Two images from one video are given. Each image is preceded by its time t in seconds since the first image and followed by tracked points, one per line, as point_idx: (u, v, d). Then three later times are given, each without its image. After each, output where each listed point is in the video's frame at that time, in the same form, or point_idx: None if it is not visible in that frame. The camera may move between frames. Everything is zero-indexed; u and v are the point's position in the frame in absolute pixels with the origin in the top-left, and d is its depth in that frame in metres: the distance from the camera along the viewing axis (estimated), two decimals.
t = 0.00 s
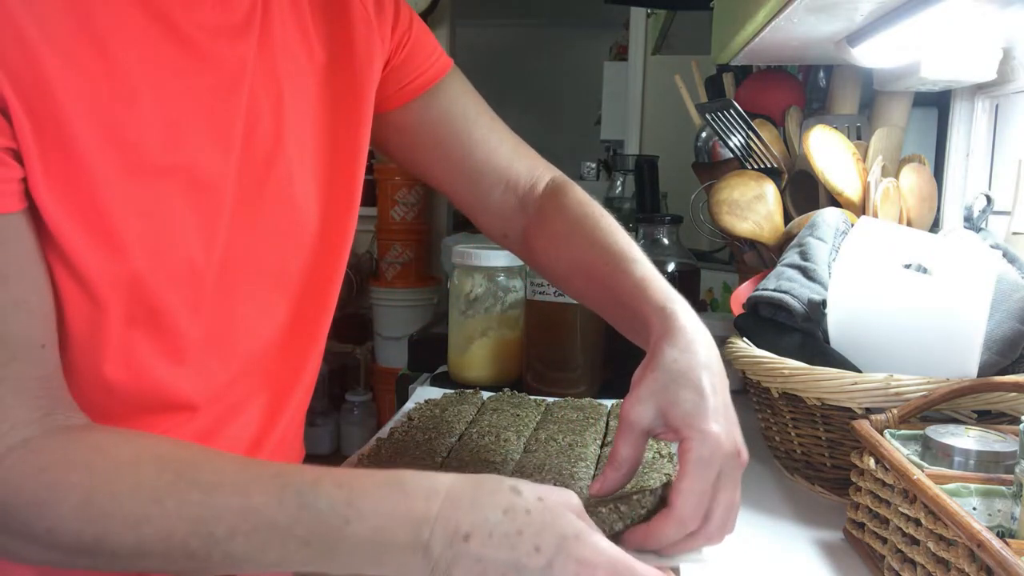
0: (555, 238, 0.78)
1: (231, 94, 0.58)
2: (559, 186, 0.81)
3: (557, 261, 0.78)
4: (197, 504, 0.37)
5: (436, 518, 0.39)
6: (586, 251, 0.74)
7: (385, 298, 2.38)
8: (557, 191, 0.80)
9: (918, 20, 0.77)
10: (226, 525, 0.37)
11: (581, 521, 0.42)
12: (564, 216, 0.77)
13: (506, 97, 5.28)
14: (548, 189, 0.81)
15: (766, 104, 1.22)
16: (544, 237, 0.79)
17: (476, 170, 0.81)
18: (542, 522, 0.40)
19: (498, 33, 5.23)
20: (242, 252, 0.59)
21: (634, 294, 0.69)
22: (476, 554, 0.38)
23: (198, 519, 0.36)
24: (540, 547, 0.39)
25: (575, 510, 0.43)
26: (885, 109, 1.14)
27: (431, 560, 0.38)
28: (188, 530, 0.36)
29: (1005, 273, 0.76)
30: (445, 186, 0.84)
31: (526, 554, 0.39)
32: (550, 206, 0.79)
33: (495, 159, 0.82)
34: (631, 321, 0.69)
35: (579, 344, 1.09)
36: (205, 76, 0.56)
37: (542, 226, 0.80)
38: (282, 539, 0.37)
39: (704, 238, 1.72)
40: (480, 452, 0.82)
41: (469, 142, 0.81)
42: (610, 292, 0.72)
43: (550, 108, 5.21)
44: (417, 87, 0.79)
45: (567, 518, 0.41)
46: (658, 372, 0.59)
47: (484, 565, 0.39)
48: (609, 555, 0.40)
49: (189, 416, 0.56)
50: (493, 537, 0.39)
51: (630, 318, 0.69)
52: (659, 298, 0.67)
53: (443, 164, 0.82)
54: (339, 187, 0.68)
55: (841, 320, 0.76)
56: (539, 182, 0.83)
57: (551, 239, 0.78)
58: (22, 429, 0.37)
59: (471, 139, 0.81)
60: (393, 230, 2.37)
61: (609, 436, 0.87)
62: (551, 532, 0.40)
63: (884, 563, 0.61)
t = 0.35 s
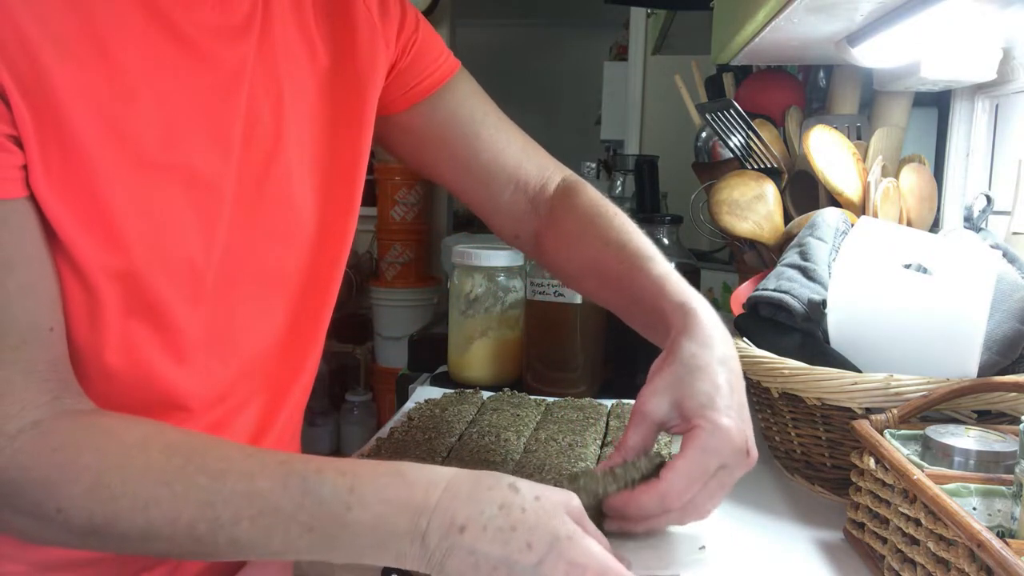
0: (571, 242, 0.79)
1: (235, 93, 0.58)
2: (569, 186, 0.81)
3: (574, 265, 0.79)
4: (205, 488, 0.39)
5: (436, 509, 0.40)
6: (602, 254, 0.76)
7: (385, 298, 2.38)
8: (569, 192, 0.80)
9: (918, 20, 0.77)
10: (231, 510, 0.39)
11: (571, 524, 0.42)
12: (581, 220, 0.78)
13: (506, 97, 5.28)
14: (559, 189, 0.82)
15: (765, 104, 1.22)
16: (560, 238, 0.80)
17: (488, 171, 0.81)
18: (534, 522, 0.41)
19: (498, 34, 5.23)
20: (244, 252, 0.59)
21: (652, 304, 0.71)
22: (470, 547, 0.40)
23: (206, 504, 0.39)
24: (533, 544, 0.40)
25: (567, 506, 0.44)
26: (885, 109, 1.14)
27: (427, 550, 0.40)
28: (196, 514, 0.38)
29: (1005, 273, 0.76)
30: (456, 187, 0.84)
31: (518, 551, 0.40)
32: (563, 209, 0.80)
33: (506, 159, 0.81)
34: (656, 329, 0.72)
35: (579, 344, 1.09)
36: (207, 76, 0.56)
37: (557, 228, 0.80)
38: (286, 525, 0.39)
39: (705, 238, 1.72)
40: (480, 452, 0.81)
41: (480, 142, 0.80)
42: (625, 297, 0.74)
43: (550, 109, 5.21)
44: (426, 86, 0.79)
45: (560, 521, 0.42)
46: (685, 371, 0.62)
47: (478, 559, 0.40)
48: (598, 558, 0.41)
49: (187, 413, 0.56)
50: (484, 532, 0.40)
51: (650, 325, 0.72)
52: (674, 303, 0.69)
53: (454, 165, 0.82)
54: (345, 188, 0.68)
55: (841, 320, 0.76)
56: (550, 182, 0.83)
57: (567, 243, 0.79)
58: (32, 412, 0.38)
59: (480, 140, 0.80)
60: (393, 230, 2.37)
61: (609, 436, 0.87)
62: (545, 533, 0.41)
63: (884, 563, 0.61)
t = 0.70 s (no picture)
0: (557, 277, 0.81)
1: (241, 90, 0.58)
2: (548, 229, 0.84)
3: (563, 297, 0.82)
4: (202, 475, 0.39)
5: (430, 508, 0.40)
6: (599, 282, 0.79)
7: (385, 298, 2.38)
8: (548, 234, 0.83)
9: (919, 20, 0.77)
10: (227, 500, 0.39)
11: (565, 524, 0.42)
12: (564, 258, 0.81)
13: (506, 96, 5.28)
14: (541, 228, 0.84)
15: (765, 104, 1.22)
16: (543, 275, 0.83)
17: (471, 208, 0.82)
18: (528, 523, 0.41)
19: (498, 34, 5.23)
20: (247, 249, 0.59)
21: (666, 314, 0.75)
22: (464, 545, 0.40)
23: (203, 492, 0.39)
24: (525, 543, 0.41)
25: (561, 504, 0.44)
26: (885, 109, 1.14)
27: (422, 547, 0.40)
28: (192, 500, 0.39)
29: (1004, 273, 0.76)
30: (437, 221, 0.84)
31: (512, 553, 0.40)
32: (544, 251, 0.82)
33: (489, 197, 0.83)
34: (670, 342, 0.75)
35: (580, 345, 1.09)
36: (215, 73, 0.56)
37: (536, 269, 0.83)
38: (280, 518, 0.39)
39: (705, 238, 1.72)
40: (480, 452, 0.81)
41: (466, 176, 0.82)
42: (633, 313, 0.77)
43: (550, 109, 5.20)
44: (425, 121, 0.80)
45: (554, 521, 0.42)
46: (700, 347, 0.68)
47: (471, 557, 0.40)
48: (591, 561, 0.41)
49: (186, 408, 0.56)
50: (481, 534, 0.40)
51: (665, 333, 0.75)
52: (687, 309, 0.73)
53: (436, 201, 0.83)
54: (347, 192, 0.68)
55: (841, 320, 0.76)
56: (527, 225, 0.85)
57: (551, 278, 0.82)
58: (33, 392, 0.38)
59: (468, 175, 0.82)
60: (393, 229, 2.37)
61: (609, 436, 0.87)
62: (537, 534, 0.41)
63: (884, 563, 0.61)
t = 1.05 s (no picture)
0: (516, 305, 0.72)
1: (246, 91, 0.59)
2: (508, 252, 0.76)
3: (526, 325, 0.71)
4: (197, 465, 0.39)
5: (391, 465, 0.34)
6: (564, 307, 0.69)
7: (385, 298, 2.38)
8: (505, 258, 0.76)
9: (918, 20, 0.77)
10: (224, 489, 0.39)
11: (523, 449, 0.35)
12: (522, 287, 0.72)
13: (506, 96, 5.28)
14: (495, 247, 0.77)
15: (765, 104, 1.22)
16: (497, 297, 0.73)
17: (426, 228, 0.76)
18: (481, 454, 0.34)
19: (498, 34, 5.23)
20: (251, 248, 0.59)
21: (648, 337, 0.65)
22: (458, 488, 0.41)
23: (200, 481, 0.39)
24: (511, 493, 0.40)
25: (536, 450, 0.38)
26: (886, 109, 1.14)
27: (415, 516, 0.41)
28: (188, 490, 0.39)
29: (1004, 273, 0.76)
30: (393, 241, 0.79)
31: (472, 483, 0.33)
32: (491, 274, 0.74)
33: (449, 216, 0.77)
34: (675, 380, 0.64)
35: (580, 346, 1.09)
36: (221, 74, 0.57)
37: (484, 297, 0.74)
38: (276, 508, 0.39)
39: (704, 238, 1.72)
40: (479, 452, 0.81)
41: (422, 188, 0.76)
42: (609, 336, 0.66)
43: (550, 109, 5.20)
44: (405, 138, 0.76)
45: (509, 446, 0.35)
46: (693, 334, 0.63)
47: (429, 503, 0.33)
48: (551, 487, 0.34)
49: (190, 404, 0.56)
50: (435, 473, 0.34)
51: (659, 359, 0.64)
52: (663, 327, 0.65)
53: (390, 218, 0.77)
54: (349, 195, 0.69)
55: (841, 320, 0.76)
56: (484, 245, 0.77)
57: (511, 309, 0.72)
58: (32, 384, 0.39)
59: (427, 189, 0.76)
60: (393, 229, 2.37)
61: (609, 436, 0.87)
62: (488, 462, 0.34)
63: (884, 562, 0.61)
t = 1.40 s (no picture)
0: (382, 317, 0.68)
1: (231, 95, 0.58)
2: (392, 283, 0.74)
3: (380, 336, 0.67)
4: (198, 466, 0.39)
5: (323, 427, 0.36)
6: (426, 313, 0.66)
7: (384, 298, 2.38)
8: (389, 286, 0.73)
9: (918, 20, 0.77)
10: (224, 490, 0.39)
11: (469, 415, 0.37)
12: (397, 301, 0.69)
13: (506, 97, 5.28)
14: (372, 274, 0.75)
15: (765, 104, 1.22)
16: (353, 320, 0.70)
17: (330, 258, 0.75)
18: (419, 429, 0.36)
19: (498, 34, 5.23)
20: (232, 241, 0.57)
21: (495, 332, 0.61)
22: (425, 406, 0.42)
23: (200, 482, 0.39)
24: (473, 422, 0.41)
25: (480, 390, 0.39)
26: (885, 109, 1.14)
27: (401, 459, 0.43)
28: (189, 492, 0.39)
29: (1004, 274, 0.76)
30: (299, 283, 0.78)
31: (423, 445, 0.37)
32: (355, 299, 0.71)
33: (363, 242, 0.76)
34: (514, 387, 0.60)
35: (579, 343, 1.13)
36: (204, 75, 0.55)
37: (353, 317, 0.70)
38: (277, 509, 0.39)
39: (704, 238, 1.72)
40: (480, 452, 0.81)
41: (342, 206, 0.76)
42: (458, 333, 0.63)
43: (550, 109, 5.20)
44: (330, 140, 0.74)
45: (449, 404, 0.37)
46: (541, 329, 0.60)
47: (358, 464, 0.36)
48: (483, 458, 0.36)
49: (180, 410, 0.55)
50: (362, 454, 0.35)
51: (499, 357, 0.60)
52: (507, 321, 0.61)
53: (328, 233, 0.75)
54: (324, 192, 0.68)
55: (841, 320, 0.77)
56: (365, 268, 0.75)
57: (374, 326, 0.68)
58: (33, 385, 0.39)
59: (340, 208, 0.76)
60: (393, 230, 2.37)
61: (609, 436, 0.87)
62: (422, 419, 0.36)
63: (884, 562, 0.61)
